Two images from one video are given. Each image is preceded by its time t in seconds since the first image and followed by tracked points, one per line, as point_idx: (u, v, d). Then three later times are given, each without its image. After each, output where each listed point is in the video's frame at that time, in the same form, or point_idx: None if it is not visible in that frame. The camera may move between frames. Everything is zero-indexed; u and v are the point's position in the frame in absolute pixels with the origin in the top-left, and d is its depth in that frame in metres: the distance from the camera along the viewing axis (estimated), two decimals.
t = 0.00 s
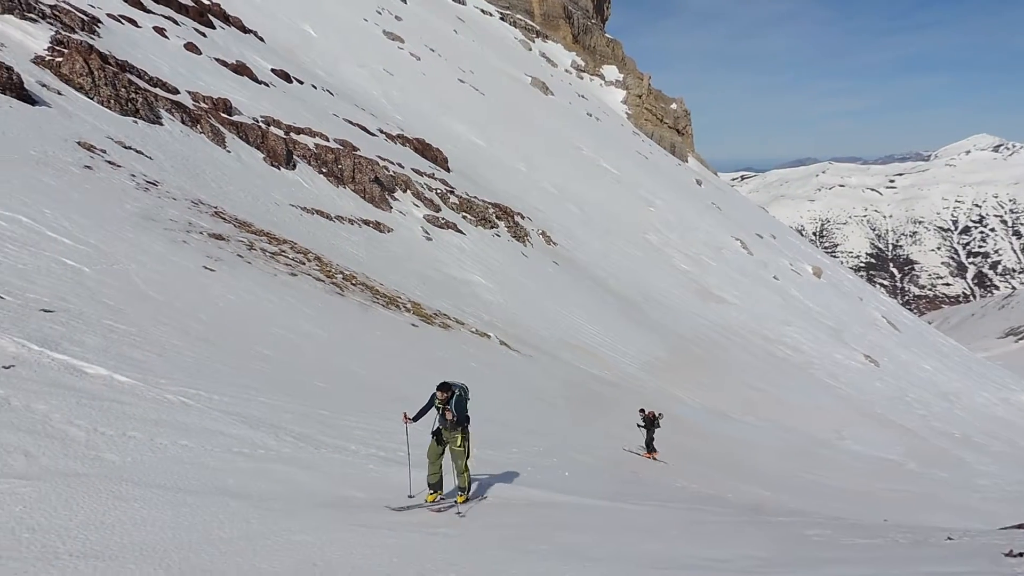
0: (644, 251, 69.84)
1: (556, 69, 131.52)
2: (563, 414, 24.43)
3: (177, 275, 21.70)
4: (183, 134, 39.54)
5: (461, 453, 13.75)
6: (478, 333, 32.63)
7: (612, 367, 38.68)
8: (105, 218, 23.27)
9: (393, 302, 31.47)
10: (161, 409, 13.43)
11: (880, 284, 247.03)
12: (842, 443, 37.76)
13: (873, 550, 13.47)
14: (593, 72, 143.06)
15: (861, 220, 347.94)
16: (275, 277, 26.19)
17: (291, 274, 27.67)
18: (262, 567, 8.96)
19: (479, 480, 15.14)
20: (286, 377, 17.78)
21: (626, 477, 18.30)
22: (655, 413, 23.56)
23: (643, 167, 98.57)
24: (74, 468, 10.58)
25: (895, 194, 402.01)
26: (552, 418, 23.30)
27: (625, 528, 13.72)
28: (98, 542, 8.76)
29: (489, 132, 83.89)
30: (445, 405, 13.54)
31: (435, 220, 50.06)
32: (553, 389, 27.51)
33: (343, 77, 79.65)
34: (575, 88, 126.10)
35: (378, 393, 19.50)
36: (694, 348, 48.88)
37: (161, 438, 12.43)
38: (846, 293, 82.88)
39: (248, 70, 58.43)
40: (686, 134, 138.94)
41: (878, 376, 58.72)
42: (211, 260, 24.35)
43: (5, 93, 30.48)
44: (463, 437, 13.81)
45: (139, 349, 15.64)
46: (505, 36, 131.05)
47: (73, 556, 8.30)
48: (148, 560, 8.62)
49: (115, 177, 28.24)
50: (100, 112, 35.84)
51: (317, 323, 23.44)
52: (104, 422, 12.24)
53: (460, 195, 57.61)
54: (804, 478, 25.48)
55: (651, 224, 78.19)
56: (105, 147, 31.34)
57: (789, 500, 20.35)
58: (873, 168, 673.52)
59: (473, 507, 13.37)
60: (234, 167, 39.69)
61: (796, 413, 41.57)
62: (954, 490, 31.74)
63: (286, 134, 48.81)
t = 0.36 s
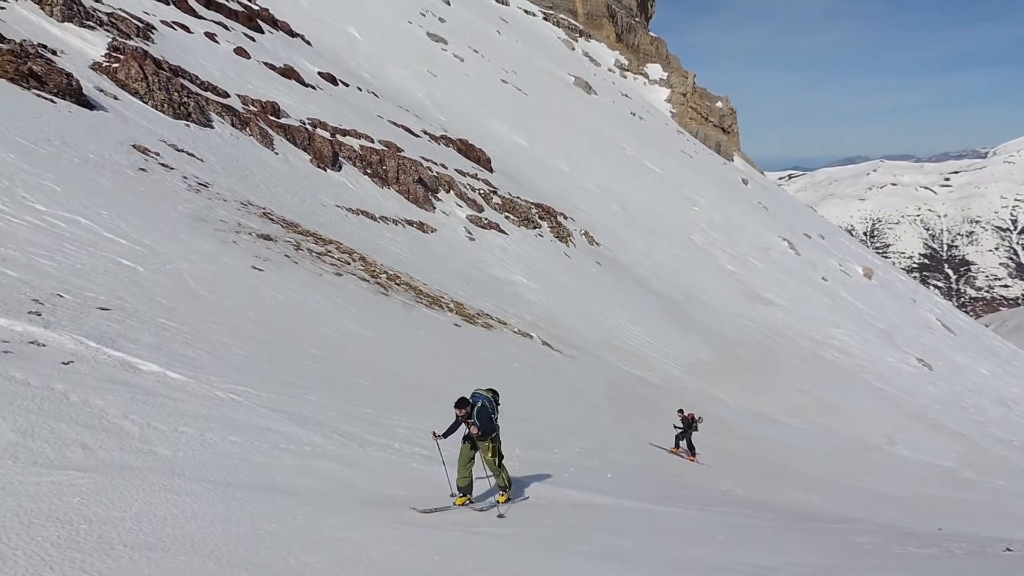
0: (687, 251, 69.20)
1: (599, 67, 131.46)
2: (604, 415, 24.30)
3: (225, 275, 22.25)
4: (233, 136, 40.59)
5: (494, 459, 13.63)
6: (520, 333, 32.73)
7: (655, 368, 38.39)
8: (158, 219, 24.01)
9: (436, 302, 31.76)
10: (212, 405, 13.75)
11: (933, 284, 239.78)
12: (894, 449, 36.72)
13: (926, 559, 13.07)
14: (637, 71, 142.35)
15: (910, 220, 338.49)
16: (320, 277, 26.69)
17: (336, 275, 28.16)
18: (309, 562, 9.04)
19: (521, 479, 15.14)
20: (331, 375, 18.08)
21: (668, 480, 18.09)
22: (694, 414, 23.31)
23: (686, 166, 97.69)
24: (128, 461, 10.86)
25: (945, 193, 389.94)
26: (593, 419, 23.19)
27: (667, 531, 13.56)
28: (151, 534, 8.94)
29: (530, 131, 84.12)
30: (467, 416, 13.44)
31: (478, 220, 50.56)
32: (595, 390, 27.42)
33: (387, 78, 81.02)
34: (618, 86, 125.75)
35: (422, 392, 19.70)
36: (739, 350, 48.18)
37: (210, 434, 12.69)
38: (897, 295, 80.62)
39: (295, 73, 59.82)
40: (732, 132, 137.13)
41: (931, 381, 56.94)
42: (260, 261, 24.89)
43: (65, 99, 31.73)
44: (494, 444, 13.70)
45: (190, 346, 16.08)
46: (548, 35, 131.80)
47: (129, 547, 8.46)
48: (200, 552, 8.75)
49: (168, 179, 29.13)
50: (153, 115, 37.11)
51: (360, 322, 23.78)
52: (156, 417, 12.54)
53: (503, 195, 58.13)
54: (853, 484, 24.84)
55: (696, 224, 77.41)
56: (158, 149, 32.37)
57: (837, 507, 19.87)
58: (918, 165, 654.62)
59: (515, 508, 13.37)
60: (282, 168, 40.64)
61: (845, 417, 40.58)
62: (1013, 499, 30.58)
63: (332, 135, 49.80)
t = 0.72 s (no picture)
0: (734, 249, 68.32)
1: (644, 65, 131.21)
2: (649, 415, 24.13)
3: (276, 274, 22.85)
4: (284, 141, 41.73)
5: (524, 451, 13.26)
6: (565, 333, 32.82)
7: (703, 368, 37.98)
8: (211, 221, 24.78)
9: (482, 301, 32.03)
10: (264, 402, 14.00)
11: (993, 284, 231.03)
12: (955, 454, 35.44)
13: (987, 569, 12.57)
14: (683, 68, 141.40)
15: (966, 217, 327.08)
16: (367, 277, 27.21)
17: (384, 275, 28.74)
18: (355, 558, 9.10)
19: (563, 479, 15.10)
20: (380, 374, 18.43)
21: (716, 482, 17.80)
22: (732, 413, 23.05)
23: (732, 164, 96.28)
24: (183, 456, 11.10)
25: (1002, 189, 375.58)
26: (638, 419, 23.06)
27: (715, 535, 13.36)
28: (204, 528, 9.08)
29: (574, 130, 84.26)
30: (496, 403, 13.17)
31: (524, 220, 51.14)
32: (641, 390, 27.32)
33: (432, 80, 82.31)
34: (663, 83, 125.23)
35: (468, 391, 19.87)
36: (789, 351, 47.30)
37: (262, 430, 12.90)
38: (956, 295, 77.85)
39: (343, 76, 61.56)
40: (782, 128, 134.85)
41: (994, 384, 54.75)
42: (310, 262, 25.52)
43: (124, 106, 32.92)
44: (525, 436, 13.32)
45: (243, 345, 16.53)
46: (592, 34, 132.42)
47: (187, 542, 8.61)
48: (254, 547, 8.84)
49: (221, 182, 30.05)
50: (208, 121, 38.51)
51: (406, 321, 24.13)
52: (209, 413, 12.78)
53: (548, 195, 58.68)
54: (910, 490, 24.03)
55: (745, 222, 76.35)
56: (212, 153, 33.44)
57: (894, 513, 19.27)
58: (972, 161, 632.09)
59: (559, 507, 13.32)
60: (331, 171, 41.83)
61: (903, 421, 39.37)
62: None
63: (378, 138, 51.28)
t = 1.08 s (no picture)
0: (785, 249, 67.07)
1: (697, 63, 130.32)
2: (696, 419, 23.85)
3: (328, 273, 23.41)
4: (337, 141, 43.54)
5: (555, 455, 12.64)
6: (613, 334, 32.76)
7: (754, 372, 37.39)
8: (266, 219, 25.51)
9: (530, 302, 32.20)
10: (317, 398, 14.16)
11: None
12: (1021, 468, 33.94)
13: None
14: (737, 66, 139.63)
15: None
16: (417, 276, 27.66)
17: (433, 274, 29.26)
18: (405, 554, 8.34)
19: (609, 480, 15.04)
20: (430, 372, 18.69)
21: (768, 489, 17.45)
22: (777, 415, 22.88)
23: (783, 163, 94.43)
24: (240, 448, 10.56)
25: None
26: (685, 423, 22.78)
27: (766, 543, 13.05)
28: (260, 516, 8.42)
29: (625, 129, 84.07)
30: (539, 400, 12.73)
31: (573, 221, 51.45)
32: (690, 394, 27.06)
33: (482, 81, 83.46)
34: (715, 81, 124.03)
35: (516, 391, 19.98)
36: (844, 356, 46.23)
37: (315, 426, 12.64)
38: None
39: (395, 78, 63.58)
40: (838, 127, 131.93)
41: None
42: (361, 261, 26.19)
43: (185, 108, 34.04)
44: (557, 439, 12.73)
45: (297, 342, 16.95)
46: (644, 32, 132.35)
47: (242, 531, 7.92)
48: (311, 540, 8.08)
49: (277, 182, 31.00)
50: (264, 123, 39.86)
51: (453, 320, 24.40)
52: (263, 408, 12.56)
53: (598, 195, 58.85)
54: (972, 504, 23.17)
55: (799, 223, 75.19)
56: (268, 154, 34.49)
57: (954, 527, 18.58)
58: None
59: (607, 509, 13.20)
60: (382, 172, 43.09)
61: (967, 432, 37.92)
62: None
63: (429, 138, 53.07)
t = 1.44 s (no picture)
0: (850, 254, 64.69)
1: (761, 62, 127.24)
2: (756, 427, 23.17)
3: (388, 272, 23.86)
4: (398, 143, 44.46)
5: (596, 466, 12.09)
6: (671, 338, 32.18)
7: (818, 381, 36.14)
8: (328, 220, 26.22)
9: (587, 304, 32.00)
10: (376, 397, 14.36)
11: None
12: None
13: None
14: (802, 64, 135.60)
15: None
16: (474, 277, 27.89)
17: (491, 275, 29.49)
18: (461, 554, 8.20)
19: (665, 484, 14.73)
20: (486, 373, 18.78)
21: (834, 503, 16.73)
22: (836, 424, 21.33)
23: (850, 164, 91.02)
24: (302, 444, 10.68)
25: None
26: (744, 431, 22.13)
27: (831, 557, 12.49)
28: (320, 510, 8.49)
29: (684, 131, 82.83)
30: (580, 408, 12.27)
31: (631, 223, 50.98)
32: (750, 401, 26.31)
33: (540, 82, 83.72)
34: (779, 81, 120.76)
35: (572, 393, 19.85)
36: (916, 366, 44.20)
37: (372, 423, 12.79)
38: None
39: (455, 81, 64.49)
40: (911, 127, 126.50)
41: None
42: (421, 261, 26.63)
43: (252, 112, 35.39)
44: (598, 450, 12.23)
45: (357, 340, 17.33)
46: (705, 32, 130.16)
47: (304, 525, 7.99)
48: (370, 537, 8.07)
49: (340, 183, 31.84)
50: (328, 125, 41.05)
51: (509, 322, 24.45)
52: (323, 404, 12.72)
53: (657, 198, 58.10)
54: None
55: (868, 227, 72.38)
56: (331, 156, 35.49)
57: None
58: None
59: (663, 516, 12.89)
60: (441, 174, 43.69)
61: None
62: None
63: (488, 140, 53.65)
